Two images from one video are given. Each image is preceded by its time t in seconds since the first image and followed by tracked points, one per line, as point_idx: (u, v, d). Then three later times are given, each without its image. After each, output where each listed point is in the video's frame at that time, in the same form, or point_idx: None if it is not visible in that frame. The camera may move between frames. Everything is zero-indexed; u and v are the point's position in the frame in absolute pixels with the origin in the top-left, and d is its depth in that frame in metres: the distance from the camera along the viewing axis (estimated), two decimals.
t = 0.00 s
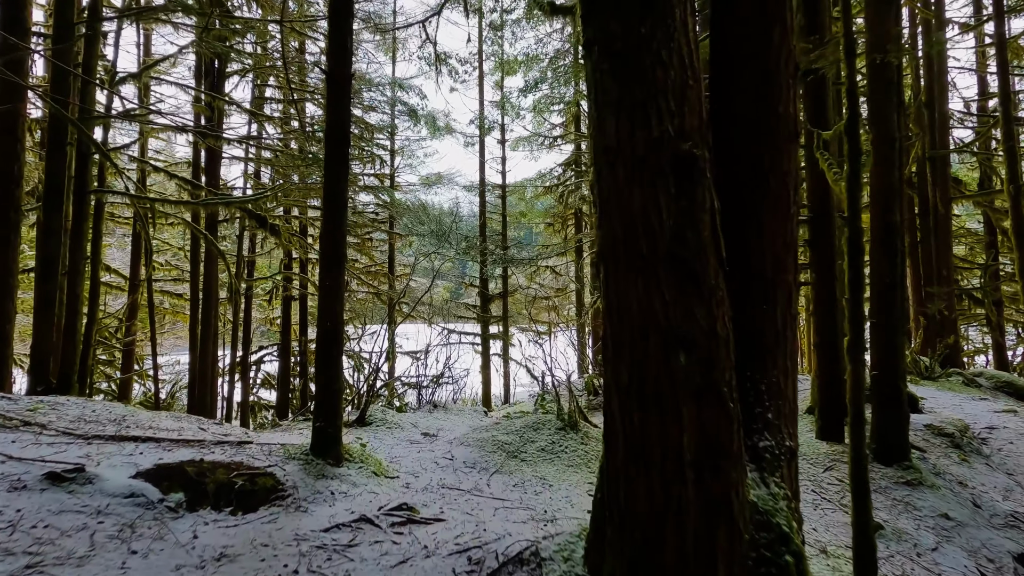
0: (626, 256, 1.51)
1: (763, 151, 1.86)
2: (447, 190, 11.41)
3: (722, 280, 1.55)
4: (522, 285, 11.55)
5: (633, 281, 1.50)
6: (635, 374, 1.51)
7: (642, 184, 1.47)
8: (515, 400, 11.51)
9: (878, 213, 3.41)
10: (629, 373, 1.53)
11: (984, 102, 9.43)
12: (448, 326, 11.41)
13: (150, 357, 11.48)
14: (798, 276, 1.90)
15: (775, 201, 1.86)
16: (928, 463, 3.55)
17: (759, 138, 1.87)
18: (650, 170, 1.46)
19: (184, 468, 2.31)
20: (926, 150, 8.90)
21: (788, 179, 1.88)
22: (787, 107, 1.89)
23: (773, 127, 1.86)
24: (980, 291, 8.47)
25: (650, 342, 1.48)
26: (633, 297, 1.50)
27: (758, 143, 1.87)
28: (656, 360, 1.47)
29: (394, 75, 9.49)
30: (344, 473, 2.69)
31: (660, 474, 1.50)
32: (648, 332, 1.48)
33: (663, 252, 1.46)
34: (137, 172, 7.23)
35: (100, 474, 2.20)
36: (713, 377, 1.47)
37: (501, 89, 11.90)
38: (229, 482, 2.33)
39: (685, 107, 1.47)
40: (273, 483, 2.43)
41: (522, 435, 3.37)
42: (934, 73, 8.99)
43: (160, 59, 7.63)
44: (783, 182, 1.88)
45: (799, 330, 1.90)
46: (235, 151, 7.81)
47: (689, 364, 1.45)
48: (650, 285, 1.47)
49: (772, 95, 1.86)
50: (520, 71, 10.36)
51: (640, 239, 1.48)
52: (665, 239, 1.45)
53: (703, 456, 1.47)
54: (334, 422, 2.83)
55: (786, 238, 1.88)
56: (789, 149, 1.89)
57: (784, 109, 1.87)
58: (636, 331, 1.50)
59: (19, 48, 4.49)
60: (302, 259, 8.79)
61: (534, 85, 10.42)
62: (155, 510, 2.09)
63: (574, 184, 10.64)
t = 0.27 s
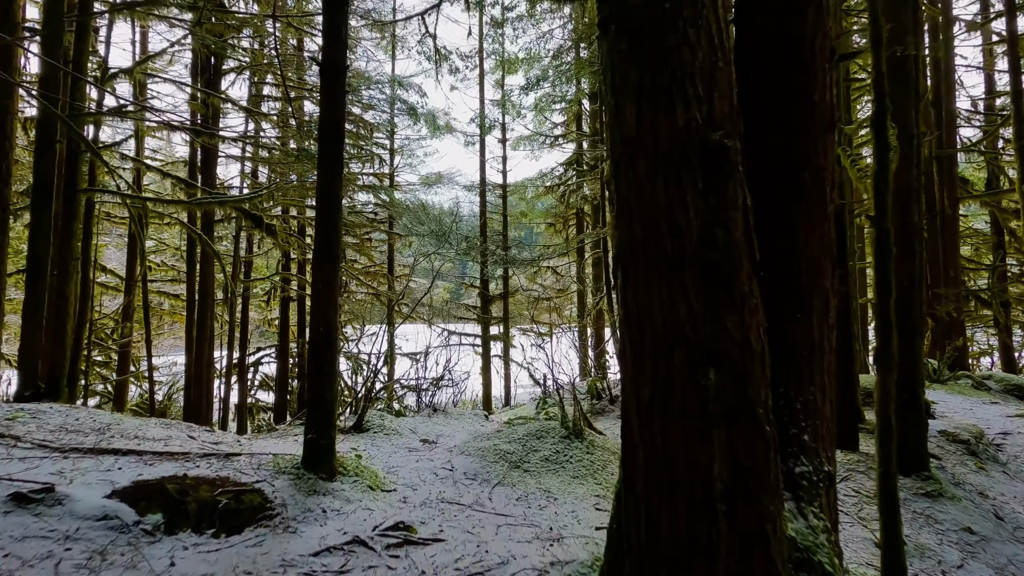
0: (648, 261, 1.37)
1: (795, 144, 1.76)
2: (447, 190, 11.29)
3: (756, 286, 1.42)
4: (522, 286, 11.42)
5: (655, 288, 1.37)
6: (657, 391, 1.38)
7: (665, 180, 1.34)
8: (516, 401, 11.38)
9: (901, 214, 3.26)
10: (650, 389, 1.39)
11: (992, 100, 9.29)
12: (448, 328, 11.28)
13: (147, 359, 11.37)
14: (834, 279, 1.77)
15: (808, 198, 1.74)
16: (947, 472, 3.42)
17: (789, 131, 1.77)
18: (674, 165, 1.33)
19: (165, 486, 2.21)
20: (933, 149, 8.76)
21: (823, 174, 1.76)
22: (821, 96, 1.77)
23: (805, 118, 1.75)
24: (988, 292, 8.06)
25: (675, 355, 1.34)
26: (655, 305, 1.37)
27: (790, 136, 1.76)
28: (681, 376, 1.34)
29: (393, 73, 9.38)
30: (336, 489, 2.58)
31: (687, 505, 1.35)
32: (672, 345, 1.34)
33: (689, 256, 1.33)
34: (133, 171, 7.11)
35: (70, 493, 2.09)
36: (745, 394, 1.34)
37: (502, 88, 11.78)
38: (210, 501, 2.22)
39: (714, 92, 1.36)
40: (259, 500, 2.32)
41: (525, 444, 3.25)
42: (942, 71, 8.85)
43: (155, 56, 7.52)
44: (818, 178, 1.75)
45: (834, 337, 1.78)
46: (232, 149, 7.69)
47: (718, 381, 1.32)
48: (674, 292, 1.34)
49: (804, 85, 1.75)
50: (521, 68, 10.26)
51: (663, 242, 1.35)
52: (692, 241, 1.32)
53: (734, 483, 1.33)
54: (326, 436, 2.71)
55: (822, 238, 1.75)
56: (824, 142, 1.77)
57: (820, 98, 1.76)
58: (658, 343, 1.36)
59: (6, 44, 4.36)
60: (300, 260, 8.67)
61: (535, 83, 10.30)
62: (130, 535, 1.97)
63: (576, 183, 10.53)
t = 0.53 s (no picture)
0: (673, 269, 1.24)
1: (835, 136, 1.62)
2: (446, 189, 11.16)
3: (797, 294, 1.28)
4: (523, 286, 11.31)
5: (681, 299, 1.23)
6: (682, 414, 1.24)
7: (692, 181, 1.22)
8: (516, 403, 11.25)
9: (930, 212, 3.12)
10: (676, 411, 1.25)
11: (999, 99, 9.16)
12: (447, 329, 11.18)
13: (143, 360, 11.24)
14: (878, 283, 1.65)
15: (851, 195, 1.61)
16: (966, 482, 3.30)
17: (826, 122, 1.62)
18: (702, 165, 1.21)
19: (141, 508, 2.10)
20: (940, 149, 8.64)
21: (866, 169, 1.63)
22: (864, 83, 1.64)
23: (846, 107, 1.62)
24: (996, 293, 7.86)
25: (704, 375, 1.20)
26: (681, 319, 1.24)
27: (829, 127, 1.62)
28: (712, 399, 1.20)
29: (392, 71, 9.25)
30: (328, 506, 2.45)
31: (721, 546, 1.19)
32: (701, 364, 1.20)
33: (720, 265, 1.19)
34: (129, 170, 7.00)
35: (38, 516, 1.98)
36: (786, 419, 1.19)
37: (502, 86, 11.67)
38: (188, 525, 2.11)
39: (750, 77, 1.24)
40: (243, 521, 2.20)
41: (527, 453, 3.12)
42: (949, 69, 8.72)
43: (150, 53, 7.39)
44: (862, 172, 1.62)
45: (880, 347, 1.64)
46: (228, 148, 7.56)
47: (756, 403, 1.17)
48: (704, 304, 1.20)
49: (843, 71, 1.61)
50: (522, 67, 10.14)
51: (690, 249, 1.22)
52: (724, 248, 1.19)
53: (775, 519, 1.18)
54: (319, 449, 2.60)
55: (864, 238, 1.63)
56: (867, 133, 1.64)
57: (861, 84, 1.62)
58: (686, 358, 1.23)
59: None
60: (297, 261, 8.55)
61: (536, 81, 10.17)
62: (99, 563, 1.86)
63: (576, 183, 10.40)
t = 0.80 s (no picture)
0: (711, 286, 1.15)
1: (886, 117, 1.15)
2: (446, 189, 11.03)
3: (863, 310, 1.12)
4: (523, 287, 11.21)
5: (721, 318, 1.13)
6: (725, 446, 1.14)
7: (731, 187, 1.12)
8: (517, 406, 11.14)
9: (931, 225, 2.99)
10: (716, 442, 1.14)
11: (1007, 98, 9.04)
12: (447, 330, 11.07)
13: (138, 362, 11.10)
14: (943, 319, 1.19)
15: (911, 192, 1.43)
16: (985, 495, 3.16)
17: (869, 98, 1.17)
18: (742, 171, 1.11)
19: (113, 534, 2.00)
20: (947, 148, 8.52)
21: (924, 158, 1.18)
22: (921, 57, 1.18)
23: (900, 85, 1.15)
24: (1004, 295, 7.74)
25: (748, 404, 1.09)
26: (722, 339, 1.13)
27: (879, 107, 1.15)
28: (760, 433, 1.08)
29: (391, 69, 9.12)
30: (319, 529, 2.31)
31: None
32: (748, 388, 1.08)
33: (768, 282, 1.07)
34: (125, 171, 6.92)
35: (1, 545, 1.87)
36: (852, 463, 1.03)
37: (502, 85, 11.56)
38: (163, 554, 2.00)
39: (803, 61, 1.10)
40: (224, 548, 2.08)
41: (530, 464, 2.99)
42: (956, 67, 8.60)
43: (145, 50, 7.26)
44: (921, 169, 1.16)
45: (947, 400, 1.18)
46: (223, 147, 7.42)
47: (814, 439, 1.03)
48: (749, 325, 1.09)
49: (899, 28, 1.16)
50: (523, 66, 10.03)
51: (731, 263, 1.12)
52: (771, 263, 1.07)
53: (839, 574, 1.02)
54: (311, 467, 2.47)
55: (925, 252, 1.16)
56: (924, 124, 1.18)
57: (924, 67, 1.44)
58: (731, 381, 1.11)
59: None
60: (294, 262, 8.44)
61: (537, 80, 10.06)
62: None
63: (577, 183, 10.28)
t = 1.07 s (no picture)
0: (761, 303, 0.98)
1: (971, 113, 0.92)
2: (445, 189, 10.91)
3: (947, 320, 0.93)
4: (523, 288, 11.11)
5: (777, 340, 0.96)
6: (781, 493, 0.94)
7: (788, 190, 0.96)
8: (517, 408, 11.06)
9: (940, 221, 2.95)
10: (772, 495, 0.97)
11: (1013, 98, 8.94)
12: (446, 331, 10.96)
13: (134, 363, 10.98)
14: None
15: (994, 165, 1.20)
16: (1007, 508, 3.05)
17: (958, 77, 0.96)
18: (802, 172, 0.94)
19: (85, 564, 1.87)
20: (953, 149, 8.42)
21: None
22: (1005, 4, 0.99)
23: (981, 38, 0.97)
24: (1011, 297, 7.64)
25: (812, 447, 0.92)
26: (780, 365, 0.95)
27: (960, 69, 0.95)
28: (827, 477, 0.90)
29: (390, 67, 9.00)
30: (310, 552, 2.19)
31: None
32: (812, 426, 0.91)
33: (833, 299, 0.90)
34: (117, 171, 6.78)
35: None
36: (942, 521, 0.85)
37: (502, 84, 11.45)
38: None
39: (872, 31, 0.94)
40: None
41: (534, 477, 2.88)
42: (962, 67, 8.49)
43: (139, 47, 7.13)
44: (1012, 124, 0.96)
45: None
46: (219, 146, 7.30)
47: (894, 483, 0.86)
48: (812, 352, 0.92)
49: (979, 1, 0.95)
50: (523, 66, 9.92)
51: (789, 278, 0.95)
52: (837, 280, 0.90)
53: None
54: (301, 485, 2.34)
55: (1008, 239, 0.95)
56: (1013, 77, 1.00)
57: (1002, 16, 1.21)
58: (789, 413, 0.95)
59: None
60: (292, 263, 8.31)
61: (537, 80, 9.95)
62: None
63: (578, 183, 10.18)
